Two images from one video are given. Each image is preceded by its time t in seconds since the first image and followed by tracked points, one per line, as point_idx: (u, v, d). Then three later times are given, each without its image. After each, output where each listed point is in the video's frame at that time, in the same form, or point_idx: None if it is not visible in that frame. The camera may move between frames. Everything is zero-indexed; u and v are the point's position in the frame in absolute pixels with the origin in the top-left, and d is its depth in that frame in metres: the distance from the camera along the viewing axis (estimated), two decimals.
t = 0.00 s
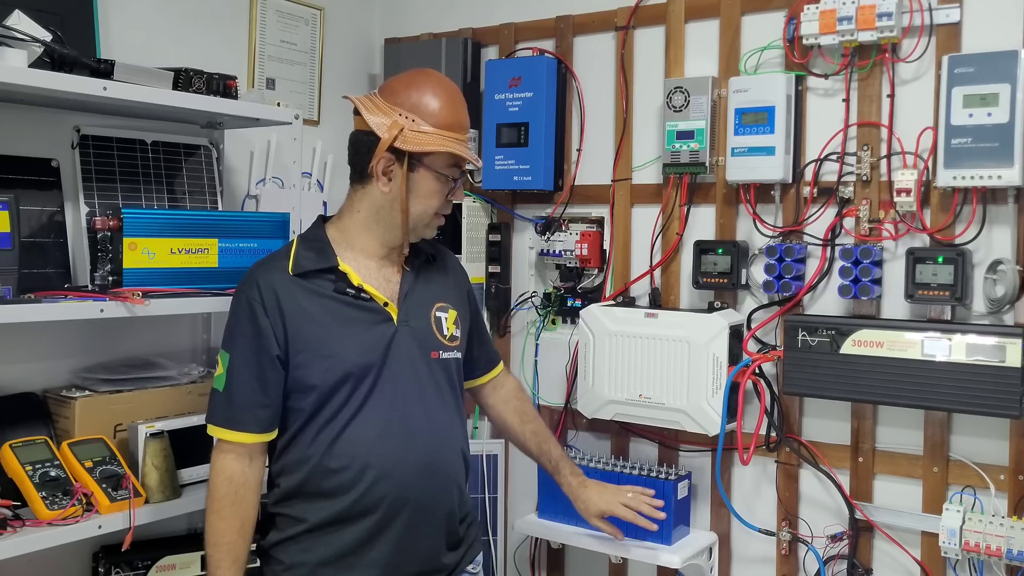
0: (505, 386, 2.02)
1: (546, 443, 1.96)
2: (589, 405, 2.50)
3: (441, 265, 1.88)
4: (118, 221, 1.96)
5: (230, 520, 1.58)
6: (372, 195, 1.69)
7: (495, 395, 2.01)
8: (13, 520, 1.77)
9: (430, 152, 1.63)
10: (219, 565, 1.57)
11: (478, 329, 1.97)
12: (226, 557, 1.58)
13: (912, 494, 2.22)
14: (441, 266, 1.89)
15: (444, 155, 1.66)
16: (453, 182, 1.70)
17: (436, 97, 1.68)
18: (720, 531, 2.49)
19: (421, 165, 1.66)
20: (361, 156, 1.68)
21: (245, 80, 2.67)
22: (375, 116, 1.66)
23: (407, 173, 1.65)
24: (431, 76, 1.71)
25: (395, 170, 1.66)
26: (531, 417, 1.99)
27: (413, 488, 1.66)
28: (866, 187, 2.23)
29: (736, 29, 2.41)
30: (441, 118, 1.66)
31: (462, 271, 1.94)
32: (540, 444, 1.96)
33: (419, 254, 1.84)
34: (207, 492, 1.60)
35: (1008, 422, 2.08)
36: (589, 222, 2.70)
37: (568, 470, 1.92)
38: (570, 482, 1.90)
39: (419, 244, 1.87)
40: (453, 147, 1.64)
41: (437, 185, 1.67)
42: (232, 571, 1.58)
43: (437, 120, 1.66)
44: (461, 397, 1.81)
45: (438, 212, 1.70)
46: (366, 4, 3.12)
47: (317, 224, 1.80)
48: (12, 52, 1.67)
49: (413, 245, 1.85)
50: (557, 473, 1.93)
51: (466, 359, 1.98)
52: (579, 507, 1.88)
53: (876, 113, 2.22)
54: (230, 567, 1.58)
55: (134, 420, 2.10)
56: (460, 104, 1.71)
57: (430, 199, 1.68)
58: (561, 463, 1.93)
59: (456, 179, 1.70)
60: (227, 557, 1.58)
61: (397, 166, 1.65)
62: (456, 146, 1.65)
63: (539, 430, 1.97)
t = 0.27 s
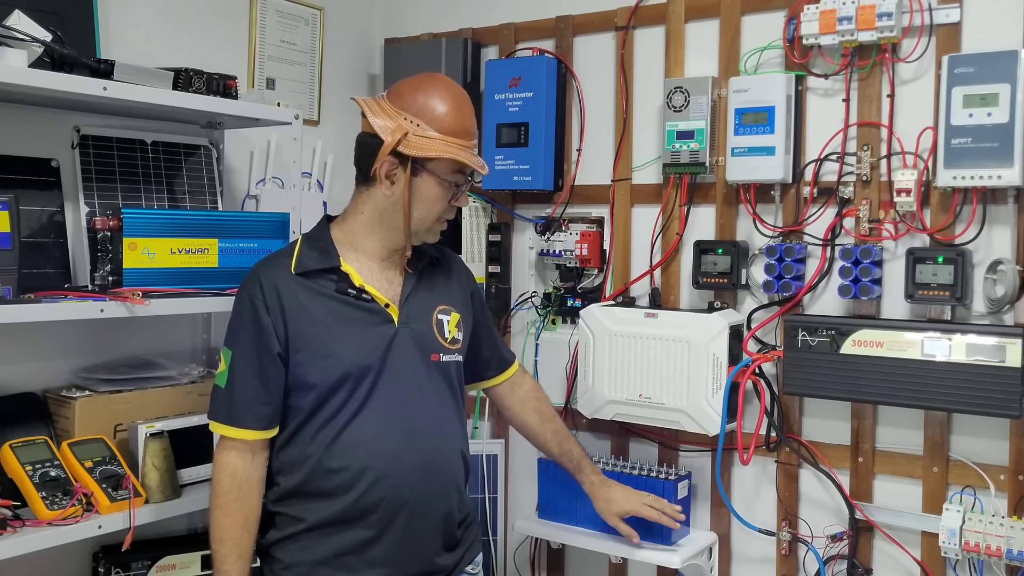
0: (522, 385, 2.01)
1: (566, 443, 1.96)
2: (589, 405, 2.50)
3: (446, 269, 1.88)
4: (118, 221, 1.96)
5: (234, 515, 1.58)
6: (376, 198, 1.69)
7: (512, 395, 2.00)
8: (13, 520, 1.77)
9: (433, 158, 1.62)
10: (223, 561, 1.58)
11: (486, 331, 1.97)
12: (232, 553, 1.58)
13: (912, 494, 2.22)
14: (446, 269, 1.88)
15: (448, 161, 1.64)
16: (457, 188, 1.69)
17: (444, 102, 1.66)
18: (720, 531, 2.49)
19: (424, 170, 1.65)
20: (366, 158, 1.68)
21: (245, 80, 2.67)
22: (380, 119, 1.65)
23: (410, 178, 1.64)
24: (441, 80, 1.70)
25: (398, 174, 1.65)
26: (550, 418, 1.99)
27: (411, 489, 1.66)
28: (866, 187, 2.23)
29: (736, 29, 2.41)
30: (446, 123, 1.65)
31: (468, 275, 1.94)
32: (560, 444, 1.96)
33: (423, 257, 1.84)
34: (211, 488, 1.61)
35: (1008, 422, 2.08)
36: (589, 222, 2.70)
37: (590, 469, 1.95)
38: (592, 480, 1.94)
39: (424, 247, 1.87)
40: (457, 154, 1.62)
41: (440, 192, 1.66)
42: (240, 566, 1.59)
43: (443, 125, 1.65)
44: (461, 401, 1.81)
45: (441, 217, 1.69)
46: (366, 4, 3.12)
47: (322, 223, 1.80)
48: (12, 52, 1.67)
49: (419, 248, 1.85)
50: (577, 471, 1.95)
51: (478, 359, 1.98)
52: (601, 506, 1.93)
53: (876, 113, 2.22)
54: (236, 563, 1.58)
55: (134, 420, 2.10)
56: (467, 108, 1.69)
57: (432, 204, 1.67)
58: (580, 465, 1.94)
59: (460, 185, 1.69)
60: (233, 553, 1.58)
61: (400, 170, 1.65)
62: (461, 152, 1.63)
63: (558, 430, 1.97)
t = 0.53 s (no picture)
0: (517, 391, 2.01)
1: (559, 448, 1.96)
2: (589, 405, 2.50)
3: (450, 271, 1.87)
4: (118, 221, 1.96)
5: (232, 512, 1.59)
6: (378, 198, 1.70)
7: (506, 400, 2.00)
8: (13, 520, 1.77)
9: (430, 157, 1.61)
10: (218, 559, 1.58)
11: (487, 333, 1.96)
12: (226, 552, 1.58)
13: (912, 494, 2.22)
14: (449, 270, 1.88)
15: (447, 161, 1.63)
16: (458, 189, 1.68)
17: (446, 103, 1.66)
18: (720, 531, 2.49)
19: (423, 169, 1.64)
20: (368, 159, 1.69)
21: (245, 80, 2.67)
22: (380, 118, 1.66)
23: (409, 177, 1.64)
24: (445, 81, 1.70)
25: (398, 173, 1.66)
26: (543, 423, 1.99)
27: (411, 490, 1.65)
28: (866, 187, 2.23)
29: (736, 29, 2.41)
30: (447, 124, 1.64)
31: (472, 277, 1.94)
32: (552, 450, 1.96)
33: (426, 258, 1.84)
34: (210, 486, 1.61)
35: (1008, 422, 2.08)
36: (589, 222, 2.70)
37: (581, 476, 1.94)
38: (583, 487, 1.92)
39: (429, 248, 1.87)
40: (456, 154, 1.61)
41: (439, 192, 1.65)
42: (235, 563, 1.58)
43: (444, 126, 1.64)
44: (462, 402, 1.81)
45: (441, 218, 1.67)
46: (367, 4, 3.12)
47: (325, 223, 1.80)
48: (12, 52, 1.67)
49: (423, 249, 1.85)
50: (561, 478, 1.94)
51: (478, 362, 1.97)
52: (593, 512, 1.90)
53: (876, 113, 2.22)
54: (230, 560, 1.58)
55: (134, 420, 2.10)
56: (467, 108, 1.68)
57: (432, 205, 1.66)
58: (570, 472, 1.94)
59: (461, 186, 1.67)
60: (229, 550, 1.58)
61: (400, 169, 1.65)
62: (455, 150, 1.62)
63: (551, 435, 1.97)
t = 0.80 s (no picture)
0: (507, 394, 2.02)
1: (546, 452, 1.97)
2: (589, 405, 2.50)
3: (449, 271, 1.88)
4: (118, 221, 1.96)
5: (228, 512, 1.59)
6: (373, 196, 1.70)
7: (494, 403, 2.00)
8: (13, 520, 1.77)
9: (414, 146, 1.60)
10: (215, 558, 1.58)
11: (483, 334, 1.96)
12: (223, 551, 1.59)
13: (912, 494, 2.22)
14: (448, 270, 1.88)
15: (431, 150, 1.62)
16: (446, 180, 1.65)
17: (436, 99, 1.66)
18: (720, 530, 2.49)
19: (408, 160, 1.63)
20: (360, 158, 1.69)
21: (245, 80, 2.67)
22: (365, 117, 1.67)
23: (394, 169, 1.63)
24: (436, 78, 1.70)
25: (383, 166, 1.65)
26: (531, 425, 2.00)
27: (409, 490, 1.65)
28: (866, 186, 2.23)
29: (737, 29, 2.41)
30: (432, 116, 1.64)
31: (471, 277, 1.94)
32: (539, 454, 1.97)
33: (425, 257, 1.84)
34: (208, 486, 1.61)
35: (1008, 422, 2.08)
36: (589, 222, 2.70)
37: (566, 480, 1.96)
38: (569, 491, 1.95)
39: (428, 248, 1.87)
40: (439, 142, 1.60)
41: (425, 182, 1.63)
42: (231, 563, 1.59)
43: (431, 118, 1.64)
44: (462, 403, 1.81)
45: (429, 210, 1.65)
46: (367, 5, 3.12)
47: (324, 223, 1.79)
48: (12, 52, 1.67)
49: (421, 249, 1.85)
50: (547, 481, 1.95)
51: (473, 365, 1.97)
52: (579, 516, 1.95)
53: (876, 113, 2.22)
54: (228, 560, 1.59)
55: (134, 420, 2.10)
56: (451, 98, 1.67)
57: (419, 196, 1.63)
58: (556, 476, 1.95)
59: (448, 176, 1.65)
60: (224, 550, 1.59)
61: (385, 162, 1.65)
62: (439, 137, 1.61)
63: (539, 438, 1.98)
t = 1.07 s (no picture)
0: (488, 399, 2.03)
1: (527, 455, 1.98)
2: (589, 404, 2.50)
3: (446, 270, 1.88)
4: (118, 221, 1.96)
5: (229, 511, 1.59)
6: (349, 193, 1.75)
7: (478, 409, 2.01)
8: (14, 520, 1.77)
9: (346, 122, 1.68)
10: (215, 556, 1.58)
11: (478, 333, 1.97)
12: (225, 549, 1.58)
13: (912, 494, 2.22)
14: (446, 270, 1.88)
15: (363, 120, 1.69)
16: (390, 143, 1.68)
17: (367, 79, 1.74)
18: (720, 530, 2.49)
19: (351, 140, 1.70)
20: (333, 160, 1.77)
21: (245, 80, 2.67)
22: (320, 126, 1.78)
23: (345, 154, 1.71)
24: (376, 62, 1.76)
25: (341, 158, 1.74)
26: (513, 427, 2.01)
27: (404, 490, 1.66)
28: (866, 186, 2.23)
29: (737, 29, 2.41)
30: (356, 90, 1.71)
31: (467, 277, 1.94)
32: (519, 456, 1.98)
33: (423, 254, 1.84)
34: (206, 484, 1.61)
35: (1008, 422, 2.08)
36: (589, 221, 2.70)
37: (543, 486, 1.95)
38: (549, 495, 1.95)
39: (425, 246, 1.87)
40: (362, 108, 1.66)
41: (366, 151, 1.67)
42: (233, 562, 1.58)
43: (358, 92, 1.71)
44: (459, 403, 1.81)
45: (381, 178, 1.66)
46: (367, 5, 3.12)
47: (325, 220, 1.81)
48: (13, 52, 1.67)
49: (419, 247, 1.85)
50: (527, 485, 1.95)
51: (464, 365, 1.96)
52: (561, 518, 1.94)
53: (876, 113, 2.22)
54: (229, 559, 1.58)
55: (134, 420, 2.10)
56: (393, 74, 1.72)
57: (365, 167, 1.68)
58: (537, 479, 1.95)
59: (389, 139, 1.69)
60: (226, 548, 1.58)
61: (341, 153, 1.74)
62: (370, 108, 1.66)
63: (520, 441, 1.99)
